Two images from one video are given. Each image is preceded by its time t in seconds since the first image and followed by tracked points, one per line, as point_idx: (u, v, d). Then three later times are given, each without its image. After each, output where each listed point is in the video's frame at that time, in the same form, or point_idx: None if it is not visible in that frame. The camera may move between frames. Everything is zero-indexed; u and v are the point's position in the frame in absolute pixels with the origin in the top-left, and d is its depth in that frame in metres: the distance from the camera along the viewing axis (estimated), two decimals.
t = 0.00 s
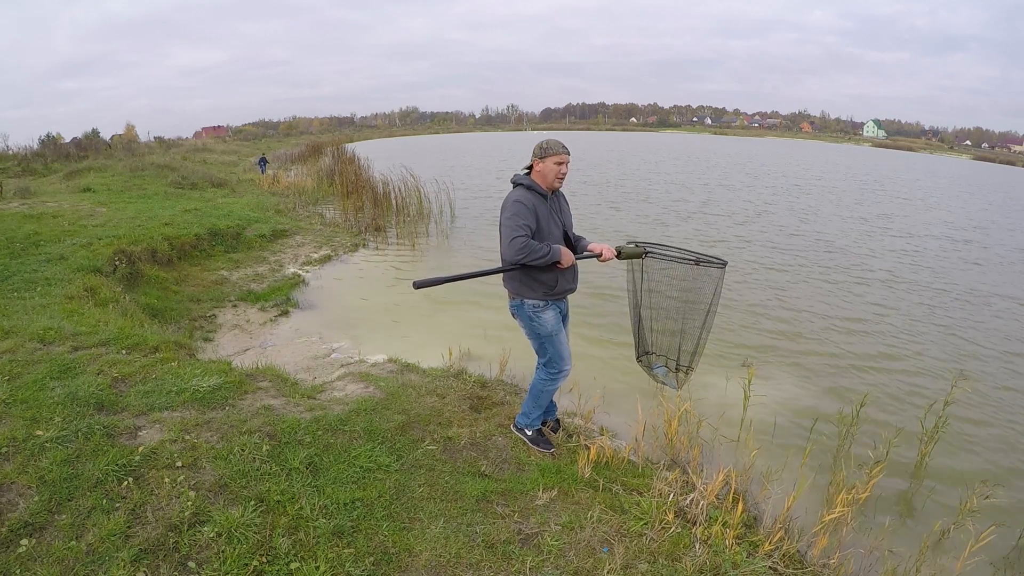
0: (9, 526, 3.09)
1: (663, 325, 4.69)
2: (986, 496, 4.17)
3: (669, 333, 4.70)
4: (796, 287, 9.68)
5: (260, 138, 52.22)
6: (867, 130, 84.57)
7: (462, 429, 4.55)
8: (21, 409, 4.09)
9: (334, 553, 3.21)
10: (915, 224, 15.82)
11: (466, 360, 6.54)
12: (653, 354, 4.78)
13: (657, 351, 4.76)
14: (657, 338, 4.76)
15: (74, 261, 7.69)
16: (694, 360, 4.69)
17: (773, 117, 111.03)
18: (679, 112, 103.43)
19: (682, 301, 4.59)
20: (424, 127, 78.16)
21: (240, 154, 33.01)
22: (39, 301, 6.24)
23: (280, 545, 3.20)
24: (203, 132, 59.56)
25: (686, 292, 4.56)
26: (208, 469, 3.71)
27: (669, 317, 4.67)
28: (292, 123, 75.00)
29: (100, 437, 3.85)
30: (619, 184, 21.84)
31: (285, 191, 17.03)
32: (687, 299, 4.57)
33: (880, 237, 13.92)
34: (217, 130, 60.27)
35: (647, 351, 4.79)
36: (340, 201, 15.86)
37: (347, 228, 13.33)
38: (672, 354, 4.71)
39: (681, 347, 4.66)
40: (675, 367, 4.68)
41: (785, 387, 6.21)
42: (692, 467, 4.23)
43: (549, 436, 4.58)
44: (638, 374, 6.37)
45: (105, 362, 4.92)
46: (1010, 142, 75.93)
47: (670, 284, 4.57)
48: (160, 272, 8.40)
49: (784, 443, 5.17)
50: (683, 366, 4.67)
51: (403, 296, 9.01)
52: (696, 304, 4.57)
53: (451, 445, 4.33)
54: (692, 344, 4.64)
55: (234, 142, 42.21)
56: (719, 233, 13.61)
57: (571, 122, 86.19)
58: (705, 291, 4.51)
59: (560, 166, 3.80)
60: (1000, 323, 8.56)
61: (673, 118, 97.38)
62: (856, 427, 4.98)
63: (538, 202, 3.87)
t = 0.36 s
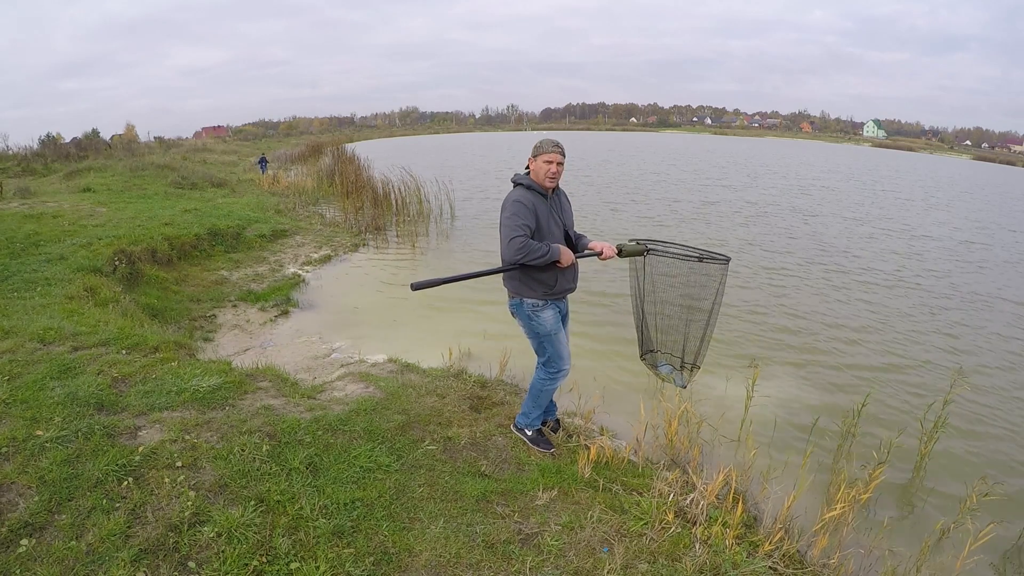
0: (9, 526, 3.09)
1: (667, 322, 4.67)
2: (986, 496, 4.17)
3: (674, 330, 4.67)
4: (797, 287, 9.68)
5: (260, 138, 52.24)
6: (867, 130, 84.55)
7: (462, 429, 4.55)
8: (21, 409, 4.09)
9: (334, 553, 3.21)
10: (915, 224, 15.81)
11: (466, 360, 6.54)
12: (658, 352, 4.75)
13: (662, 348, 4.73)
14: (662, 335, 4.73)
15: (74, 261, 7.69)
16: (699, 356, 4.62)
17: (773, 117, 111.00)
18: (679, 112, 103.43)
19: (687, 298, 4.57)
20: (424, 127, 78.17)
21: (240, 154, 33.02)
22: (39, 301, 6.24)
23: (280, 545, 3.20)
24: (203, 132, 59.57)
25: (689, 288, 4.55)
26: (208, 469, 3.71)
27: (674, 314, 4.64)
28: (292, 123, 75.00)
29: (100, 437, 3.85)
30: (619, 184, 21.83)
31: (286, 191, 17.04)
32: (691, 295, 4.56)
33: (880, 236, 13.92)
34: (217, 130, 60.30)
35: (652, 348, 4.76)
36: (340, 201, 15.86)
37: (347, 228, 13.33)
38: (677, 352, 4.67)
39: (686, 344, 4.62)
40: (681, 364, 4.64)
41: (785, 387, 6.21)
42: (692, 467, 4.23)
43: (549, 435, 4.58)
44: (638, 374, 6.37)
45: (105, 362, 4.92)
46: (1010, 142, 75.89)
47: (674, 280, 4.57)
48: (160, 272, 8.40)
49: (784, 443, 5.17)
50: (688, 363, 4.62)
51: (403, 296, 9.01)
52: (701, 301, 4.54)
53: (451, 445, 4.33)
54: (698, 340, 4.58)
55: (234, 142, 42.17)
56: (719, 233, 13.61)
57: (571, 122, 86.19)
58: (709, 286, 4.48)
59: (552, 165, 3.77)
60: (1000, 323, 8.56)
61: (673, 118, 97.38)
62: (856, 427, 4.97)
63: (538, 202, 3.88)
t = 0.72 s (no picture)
0: (9, 526, 3.09)
1: (669, 324, 4.68)
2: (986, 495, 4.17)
3: (676, 330, 4.67)
4: (797, 287, 9.69)
5: (260, 138, 52.24)
6: (867, 130, 84.55)
7: (462, 429, 4.55)
8: (21, 409, 4.09)
9: (334, 553, 3.21)
10: (915, 224, 15.80)
11: (466, 360, 6.54)
12: (660, 352, 4.75)
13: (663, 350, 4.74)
14: (664, 337, 4.72)
15: (74, 261, 7.69)
16: (702, 357, 4.66)
17: (773, 117, 111.09)
18: (679, 112, 103.47)
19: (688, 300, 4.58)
20: (424, 127, 78.15)
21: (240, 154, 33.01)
22: (39, 301, 6.24)
23: (280, 545, 3.20)
24: (203, 132, 59.62)
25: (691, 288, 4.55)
26: (208, 469, 3.71)
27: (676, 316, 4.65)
28: (292, 123, 74.99)
29: (100, 437, 3.85)
30: (619, 184, 21.83)
31: (286, 191, 17.04)
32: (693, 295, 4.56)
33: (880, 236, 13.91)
34: (217, 130, 60.32)
35: (654, 350, 4.76)
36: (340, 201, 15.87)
37: (347, 228, 13.33)
38: (679, 353, 4.67)
39: (688, 344, 4.64)
40: (683, 364, 4.65)
41: (785, 387, 6.21)
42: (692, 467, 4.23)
43: (549, 435, 4.58)
44: (638, 374, 6.36)
45: (105, 362, 4.92)
46: (1010, 143, 75.89)
47: (676, 280, 4.56)
48: (160, 272, 8.40)
49: (784, 443, 5.17)
50: (691, 363, 4.64)
51: (402, 296, 9.00)
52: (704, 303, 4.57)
53: (451, 445, 4.34)
54: (700, 340, 4.62)
55: (234, 142, 42.14)
56: (719, 232, 13.60)
57: (571, 122, 86.18)
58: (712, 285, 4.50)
59: (550, 165, 3.77)
60: (999, 323, 8.56)
61: (673, 118, 97.40)
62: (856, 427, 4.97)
63: (537, 201, 3.87)
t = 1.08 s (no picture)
0: (9, 526, 3.09)
1: (669, 325, 4.67)
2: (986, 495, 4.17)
3: (677, 331, 4.65)
4: (797, 288, 9.68)
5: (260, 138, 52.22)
6: (867, 130, 84.55)
7: (462, 429, 4.55)
8: (21, 409, 4.09)
9: (334, 553, 3.21)
10: (915, 224, 15.81)
11: (466, 360, 6.54)
12: (659, 354, 4.72)
13: (663, 351, 4.72)
14: (665, 338, 4.71)
15: (73, 261, 7.69)
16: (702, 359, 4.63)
17: (773, 117, 111.16)
18: (679, 112, 103.49)
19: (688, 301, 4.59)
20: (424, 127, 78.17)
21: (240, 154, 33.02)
22: (39, 301, 6.24)
23: (280, 545, 3.20)
24: (203, 132, 59.65)
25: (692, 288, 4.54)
26: (208, 469, 3.71)
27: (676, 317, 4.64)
28: (292, 123, 75.00)
29: (100, 437, 3.85)
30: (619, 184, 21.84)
31: (286, 191, 17.05)
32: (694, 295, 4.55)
33: (880, 237, 13.91)
34: (217, 130, 60.33)
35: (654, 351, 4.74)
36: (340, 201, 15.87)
37: (347, 228, 13.33)
38: (679, 355, 4.65)
39: (688, 345, 4.62)
40: (684, 366, 4.62)
41: (785, 387, 6.21)
42: (692, 467, 4.23)
43: (549, 435, 4.58)
44: (638, 375, 6.36)
45: (105, 362, 4.92)
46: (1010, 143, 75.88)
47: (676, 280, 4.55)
48: (160, 272, 8.40)
49: (784, 443, 5.17)
50: (691, 365, 4.61)
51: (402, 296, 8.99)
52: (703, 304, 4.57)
53: (451, 445, 4.33)
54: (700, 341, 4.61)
55: (234, 142, 42.17)
56: (720, 232, 13.61)
57: (571, 122, 86.18)
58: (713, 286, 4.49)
59: (550, 166, 3.77)
60: (999, 323, 8.57)
61: (673, 118, 97.41)
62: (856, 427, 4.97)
63: (537, 201, 3.87)
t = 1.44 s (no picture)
0: (9, 526, 3.09)
1: (669, 324, 4.68)
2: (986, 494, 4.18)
3: (676, 331, 4.66)
4: (797, 288, 9.68)
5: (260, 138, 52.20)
6: (867, 130, 84.57)
7: (462, 429, 4.55)
8: (21, 409, 4.09)
9: (334, 553, 3.21)
10: (915, 224, 15.80)
11: (466, 360, 6.54)
12: (659, 354, 4.74)
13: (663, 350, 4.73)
14: (664, 337, 4.73)
15: (74, 261, 7.69)
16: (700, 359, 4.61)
17: (773, 117, 111.17)
18: (679, 112, 103.51)
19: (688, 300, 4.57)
20: (424, 127, 78.15)
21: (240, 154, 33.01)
22: (39, 301, 6.24)
23: (280, 545, 3.20)
24: (203, 132, 59.64)
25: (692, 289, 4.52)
26: (208, 469, 3.71)
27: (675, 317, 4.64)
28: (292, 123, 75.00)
29: (100, 437, 3.85)
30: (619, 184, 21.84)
31: (286, 191, 17.04)
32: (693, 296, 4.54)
33: (880, 237, 13.91)
34: (217, 130, 60.33)
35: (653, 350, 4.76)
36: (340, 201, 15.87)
37: (347, 227, 13.33)
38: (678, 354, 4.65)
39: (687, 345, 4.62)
40: (682, 366, 4.61)
41: (785, 387, 6.21)
42: (692, 467, 4.23)
43: (549, 435, 4.58)
44: (638, 375, 6.35)
45: (105, 362, 4.92)
46: (1010, 143, 75.88)
47: (676, 281, 4.55)
48: (160, 272, 8.40)
49: (784, 443, 5.17)
50: (689, 365, 4.60)
51: (402, 296, 8.98)
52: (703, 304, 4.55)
53: (451, 445, 4.34)
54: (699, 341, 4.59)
55: (234, 142, 42.22)
56: (720, 233, 13.61)
57: (571, 122, 86.16)
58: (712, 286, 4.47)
59: (549, 165, 3.77)
60: (999, 323, 8.57)
61: (673, 118, 97.41)
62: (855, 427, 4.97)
63: (536, 201, 3.87)
